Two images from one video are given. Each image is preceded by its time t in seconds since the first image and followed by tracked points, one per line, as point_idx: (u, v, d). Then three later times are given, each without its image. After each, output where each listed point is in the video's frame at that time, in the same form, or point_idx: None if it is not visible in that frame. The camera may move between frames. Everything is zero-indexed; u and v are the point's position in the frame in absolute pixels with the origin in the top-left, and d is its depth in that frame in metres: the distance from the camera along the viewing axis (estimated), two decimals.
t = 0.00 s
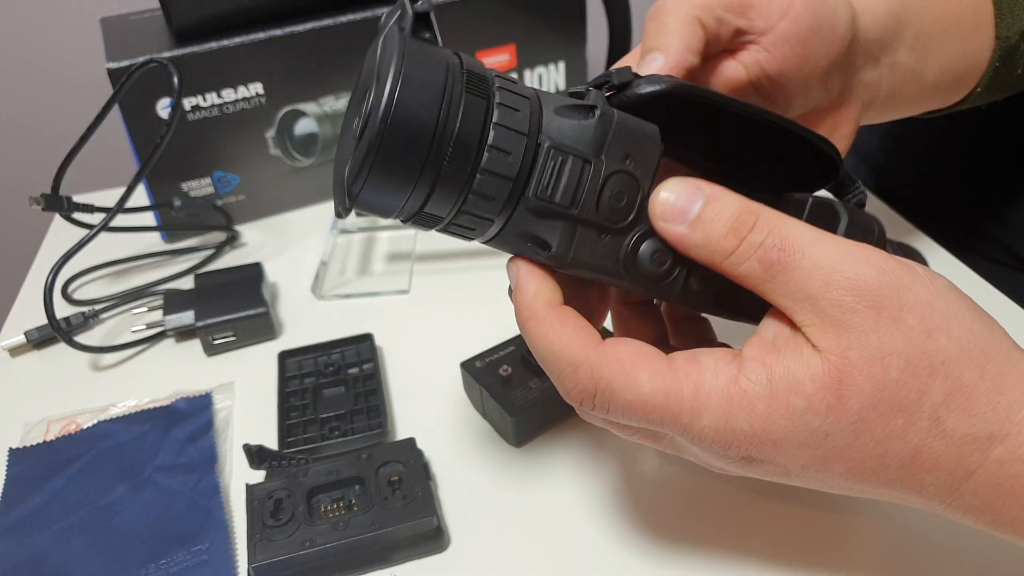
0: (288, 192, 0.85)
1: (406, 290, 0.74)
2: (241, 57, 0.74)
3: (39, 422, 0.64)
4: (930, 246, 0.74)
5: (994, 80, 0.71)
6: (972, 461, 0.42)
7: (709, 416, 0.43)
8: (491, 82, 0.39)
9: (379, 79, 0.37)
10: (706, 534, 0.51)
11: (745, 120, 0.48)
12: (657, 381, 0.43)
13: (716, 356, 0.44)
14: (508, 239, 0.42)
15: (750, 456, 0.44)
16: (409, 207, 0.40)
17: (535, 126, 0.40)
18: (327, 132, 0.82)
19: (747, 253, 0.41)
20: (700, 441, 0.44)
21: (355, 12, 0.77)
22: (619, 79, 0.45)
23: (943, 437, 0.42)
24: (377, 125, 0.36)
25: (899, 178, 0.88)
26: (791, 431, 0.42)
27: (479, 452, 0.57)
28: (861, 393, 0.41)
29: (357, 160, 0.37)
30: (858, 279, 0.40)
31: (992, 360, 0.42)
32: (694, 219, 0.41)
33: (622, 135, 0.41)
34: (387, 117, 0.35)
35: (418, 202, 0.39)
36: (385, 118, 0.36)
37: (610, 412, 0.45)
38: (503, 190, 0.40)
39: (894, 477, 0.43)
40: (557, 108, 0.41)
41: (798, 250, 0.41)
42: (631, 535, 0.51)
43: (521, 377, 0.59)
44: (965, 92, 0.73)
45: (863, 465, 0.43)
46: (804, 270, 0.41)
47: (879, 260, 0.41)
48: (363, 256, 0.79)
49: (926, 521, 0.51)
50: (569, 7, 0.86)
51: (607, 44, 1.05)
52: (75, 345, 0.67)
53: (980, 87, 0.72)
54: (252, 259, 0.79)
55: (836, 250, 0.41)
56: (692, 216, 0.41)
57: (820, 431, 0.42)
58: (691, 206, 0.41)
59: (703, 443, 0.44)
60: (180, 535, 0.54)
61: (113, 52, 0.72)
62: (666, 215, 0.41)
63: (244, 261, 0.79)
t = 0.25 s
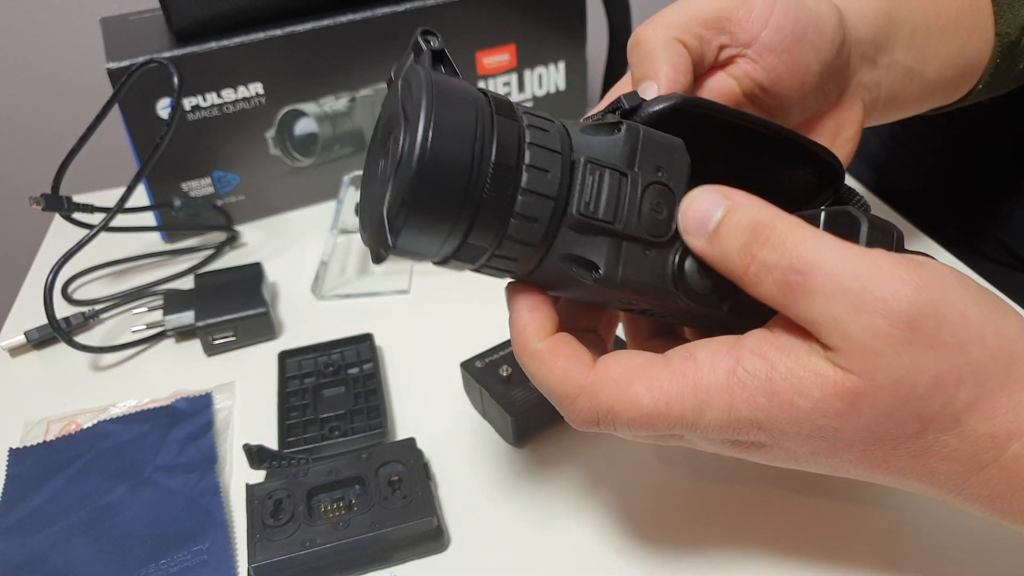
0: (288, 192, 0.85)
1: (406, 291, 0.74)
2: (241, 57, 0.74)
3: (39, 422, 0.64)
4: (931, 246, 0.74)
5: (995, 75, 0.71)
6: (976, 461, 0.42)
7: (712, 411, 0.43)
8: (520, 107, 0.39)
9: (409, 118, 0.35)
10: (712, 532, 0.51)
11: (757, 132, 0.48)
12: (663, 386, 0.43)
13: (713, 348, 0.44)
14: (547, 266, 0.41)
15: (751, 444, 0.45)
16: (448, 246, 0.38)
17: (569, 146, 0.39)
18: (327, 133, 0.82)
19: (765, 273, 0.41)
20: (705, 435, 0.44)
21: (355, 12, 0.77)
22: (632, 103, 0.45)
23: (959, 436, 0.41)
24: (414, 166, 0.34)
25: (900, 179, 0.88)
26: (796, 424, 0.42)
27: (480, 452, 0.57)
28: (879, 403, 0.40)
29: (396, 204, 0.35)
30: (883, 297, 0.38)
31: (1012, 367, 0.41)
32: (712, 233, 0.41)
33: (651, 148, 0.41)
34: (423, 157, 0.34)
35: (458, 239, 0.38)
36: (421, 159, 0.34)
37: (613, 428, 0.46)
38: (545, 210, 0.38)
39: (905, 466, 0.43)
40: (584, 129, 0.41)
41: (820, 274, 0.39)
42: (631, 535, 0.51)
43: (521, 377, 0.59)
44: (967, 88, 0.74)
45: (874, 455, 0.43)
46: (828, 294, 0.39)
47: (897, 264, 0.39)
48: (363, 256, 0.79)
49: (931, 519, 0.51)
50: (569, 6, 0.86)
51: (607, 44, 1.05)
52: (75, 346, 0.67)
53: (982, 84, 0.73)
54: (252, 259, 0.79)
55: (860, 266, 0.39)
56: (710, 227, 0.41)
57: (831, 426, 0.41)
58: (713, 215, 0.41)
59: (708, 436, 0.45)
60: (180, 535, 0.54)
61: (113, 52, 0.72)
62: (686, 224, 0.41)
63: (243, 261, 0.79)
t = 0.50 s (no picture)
0: (288, 192, 0.85)
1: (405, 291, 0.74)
2: (240, 57, 0.74)
3: (39, 422, 0.64)
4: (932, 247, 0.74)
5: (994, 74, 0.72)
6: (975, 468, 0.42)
7: (693, 435, 0.44)
8: (544, 174, 0.37)
9: (437, 200, 0.33)
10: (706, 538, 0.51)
11: (766, 161, 0.47)
12: (644, 407, 0.44)
13: (699, 375, 0.45)
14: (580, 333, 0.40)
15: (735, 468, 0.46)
16: (481, 325, 0.36)
17: (598, 215, 0.37)
18: (326, 132, 0.82)
19: (749, 333, 0.38)
20: (686, 455, 0.45)
21: (355, 12, 0.77)
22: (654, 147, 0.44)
23: (948, 456, 0.42)
24: (447, 250, 0.32)
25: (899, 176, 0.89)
26: (779, 450, 0.43)
27: (480, 451, 0.57)
28: (863, 430, 0.40)
29: (428, 288, 0.33)
30: (863, 332, 0.38)
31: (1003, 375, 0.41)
32: (679, 303, 0.37)
33: (682, 205, 0.39)
34: (458, 241, 0.32)
35: (493, 318, 0.36)
36: (456, 242, 0.32)
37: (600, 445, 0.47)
38: (581, 285, 0.37)
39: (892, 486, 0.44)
40: (610, 188, 0.39)
41: (805, 318, 0.37)
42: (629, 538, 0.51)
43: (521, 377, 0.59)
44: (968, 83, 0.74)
45: (862, 476, 0.43)
46: (814, 337, 0.38)
47: (874, 297, 0.39)
48: (362, 257, 0.79)
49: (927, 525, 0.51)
50: (568, 7, 0.86)
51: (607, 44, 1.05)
52: (75, 346, 0.67)
53: (983, 79, 0.73)
54: (252, 260, 0.79)
55: (836, 298, 0.38)
56: (677, 298, 0.36)
57: (814, 452, 0.42)
58: (672, 286, 0.36)
59: (693, 458, 0.46)
60: (180, 535, 0.54)
61: (113, 52, 0.72)
62: (645, 299, 0.36)
63: (243, 261, 0.79)
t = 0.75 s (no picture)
0: (288, 193, 0.85)
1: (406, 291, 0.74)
2: (241, 58, 0.74)
3: (40, 421, 0.64)
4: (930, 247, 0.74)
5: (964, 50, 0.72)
6: (974, 470, 0.42)
7: (684, 429, 0.45)
8: (564, 179, 0.37)
9: (452, 214, 0.32)
10: (702, 537, 0.51)
11: (778, 160, 0.47)
12: (635, 398, 0.45)
13: (696, 369, 0.45)
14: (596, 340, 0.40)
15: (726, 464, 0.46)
16: (494, 333, 0.36)
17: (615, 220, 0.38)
18: (327, 133, 0.82)
19: (765, 320, 0.36)
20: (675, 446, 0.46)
21: (355, 13, 0.77)
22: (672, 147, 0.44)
23: (945, 461, 0.42)
24: (465, 268, 0.32)
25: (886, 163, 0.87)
26: (771, 449, 0.43)
27: (480, 451, 0.57)
28: (861, 430, 0.41)
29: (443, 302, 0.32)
30: (879, 332, 0.37)
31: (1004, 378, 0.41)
32: (695, 279, 0.35)
33: (699, 211, 0.39)
34: (475, 258, 0.31)
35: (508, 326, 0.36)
36: (472, 260, 0.31)
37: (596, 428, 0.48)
38: (597, 293, 0.37)
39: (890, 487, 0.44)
40: (628, 193, 0.39)
41: (825, 311, 0.36)
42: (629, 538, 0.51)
43: (521, 377, 0.59)
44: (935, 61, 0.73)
45: (859, 476, 0.44)
46: (832, 330, 0.37)
47: (892, 300, 0.38)
48: (363, 257, 0.80)
49: (925, 525, 0.51)
50: (568, 8, 0.86)
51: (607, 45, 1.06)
52: (77, 345, 0.68)
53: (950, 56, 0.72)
54: (252, 260, 0.79)
55: (858, 296, 0.37)
56: (692, 273, 0.35)
57: (809, 453, 0.42)
58: (691, 259, 0.35)
59: (684, 451, 0.47)
60: (181, 534, 0.54)
61: (114, 53, 0.72)
62: (662, 271, 0.35)
63: (244, 262, 0.79)
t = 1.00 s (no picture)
0: (288, 193, 0.85)
1: (406, 291, 0.74)
2: (241, 58, 0.74)
3: (40, 421, 0.64)
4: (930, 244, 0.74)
5: (914, 37, 0.73)
6: (973, 458, 0.43)
7: (689, 407, 0.44)
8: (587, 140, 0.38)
9: (489, 158, 0.33)
10: (702, 527, 0.51)
11: (774, 154, 0.48)
12: (641, 377, 0.44)
13: (702, 344, 0.44)
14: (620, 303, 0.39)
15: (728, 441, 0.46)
16: (523, 289, 0.35)
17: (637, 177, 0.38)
18: (327, 133, 0.82)
19: (776, 283, 0.36)
20: (678, 424, 0.46)
21: (355, 12, 0.77)
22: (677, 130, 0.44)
23: (944, 443, 0.42)
24: (501, 206, 0.31)
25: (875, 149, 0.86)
26: (774, 426, 0.43)
27: (481, 450, 0.57)
28: (862, 407, 0.41)
29: (479, 245, 0.32)
30: (884, 306, 0.37)
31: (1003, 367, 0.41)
32: (713, 238, 0.35)
33: (716, 176, 0.39)
34: (512, 197, 0.31)
35: (538, 279, 0.35)
36: (509, 199, 0.31)
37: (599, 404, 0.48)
38: (623, 245, 0.36)
39: (890, 472, 0.44)
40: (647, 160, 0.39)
41: (837, 280, 0.36)
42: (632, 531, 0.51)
43: (521, 376, 0.59)
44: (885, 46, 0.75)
45: (859, 459, 0.44)
46: (840, 301, 0.37)
47: (901, 277, 0.38)
48: (363, 257, 0.80)
49: (926, 516, 0.51)
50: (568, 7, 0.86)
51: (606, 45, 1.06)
52: (76, 345, 0.68)
53: (899, 41, 0.74)
54: (252, 260, 0.79)
55: (868, 268, 0.37)
56: (710, 233, 0.35)
57: (811, 430, 0.42)
58: (712, 221, 0.35)
59: (687, 429, 0.46)
60: (180, 535, 0.54)
61: (114, 53, 0.72)
62: (678, 230, 0.36)
63: (244, 262, 0.79)
